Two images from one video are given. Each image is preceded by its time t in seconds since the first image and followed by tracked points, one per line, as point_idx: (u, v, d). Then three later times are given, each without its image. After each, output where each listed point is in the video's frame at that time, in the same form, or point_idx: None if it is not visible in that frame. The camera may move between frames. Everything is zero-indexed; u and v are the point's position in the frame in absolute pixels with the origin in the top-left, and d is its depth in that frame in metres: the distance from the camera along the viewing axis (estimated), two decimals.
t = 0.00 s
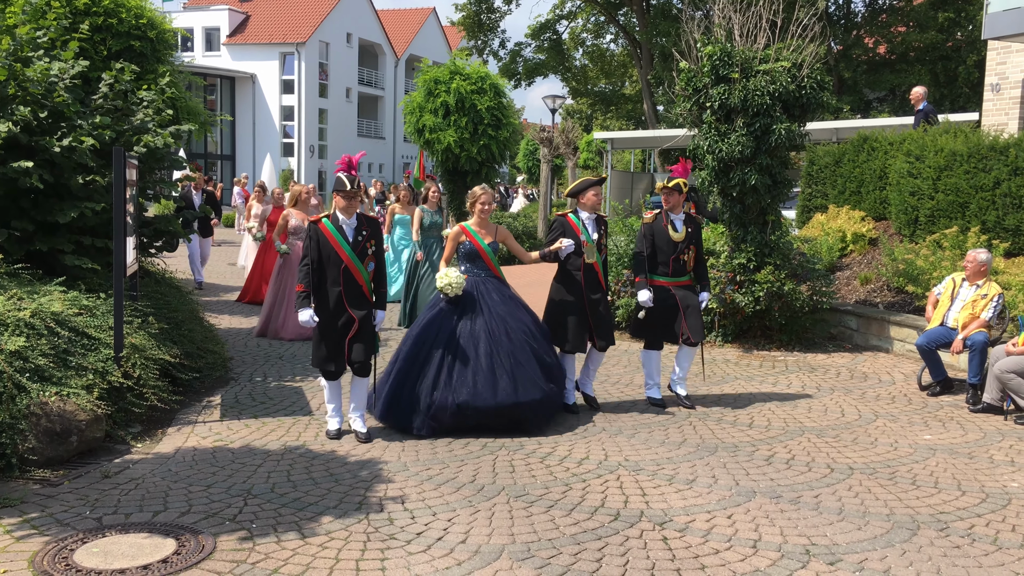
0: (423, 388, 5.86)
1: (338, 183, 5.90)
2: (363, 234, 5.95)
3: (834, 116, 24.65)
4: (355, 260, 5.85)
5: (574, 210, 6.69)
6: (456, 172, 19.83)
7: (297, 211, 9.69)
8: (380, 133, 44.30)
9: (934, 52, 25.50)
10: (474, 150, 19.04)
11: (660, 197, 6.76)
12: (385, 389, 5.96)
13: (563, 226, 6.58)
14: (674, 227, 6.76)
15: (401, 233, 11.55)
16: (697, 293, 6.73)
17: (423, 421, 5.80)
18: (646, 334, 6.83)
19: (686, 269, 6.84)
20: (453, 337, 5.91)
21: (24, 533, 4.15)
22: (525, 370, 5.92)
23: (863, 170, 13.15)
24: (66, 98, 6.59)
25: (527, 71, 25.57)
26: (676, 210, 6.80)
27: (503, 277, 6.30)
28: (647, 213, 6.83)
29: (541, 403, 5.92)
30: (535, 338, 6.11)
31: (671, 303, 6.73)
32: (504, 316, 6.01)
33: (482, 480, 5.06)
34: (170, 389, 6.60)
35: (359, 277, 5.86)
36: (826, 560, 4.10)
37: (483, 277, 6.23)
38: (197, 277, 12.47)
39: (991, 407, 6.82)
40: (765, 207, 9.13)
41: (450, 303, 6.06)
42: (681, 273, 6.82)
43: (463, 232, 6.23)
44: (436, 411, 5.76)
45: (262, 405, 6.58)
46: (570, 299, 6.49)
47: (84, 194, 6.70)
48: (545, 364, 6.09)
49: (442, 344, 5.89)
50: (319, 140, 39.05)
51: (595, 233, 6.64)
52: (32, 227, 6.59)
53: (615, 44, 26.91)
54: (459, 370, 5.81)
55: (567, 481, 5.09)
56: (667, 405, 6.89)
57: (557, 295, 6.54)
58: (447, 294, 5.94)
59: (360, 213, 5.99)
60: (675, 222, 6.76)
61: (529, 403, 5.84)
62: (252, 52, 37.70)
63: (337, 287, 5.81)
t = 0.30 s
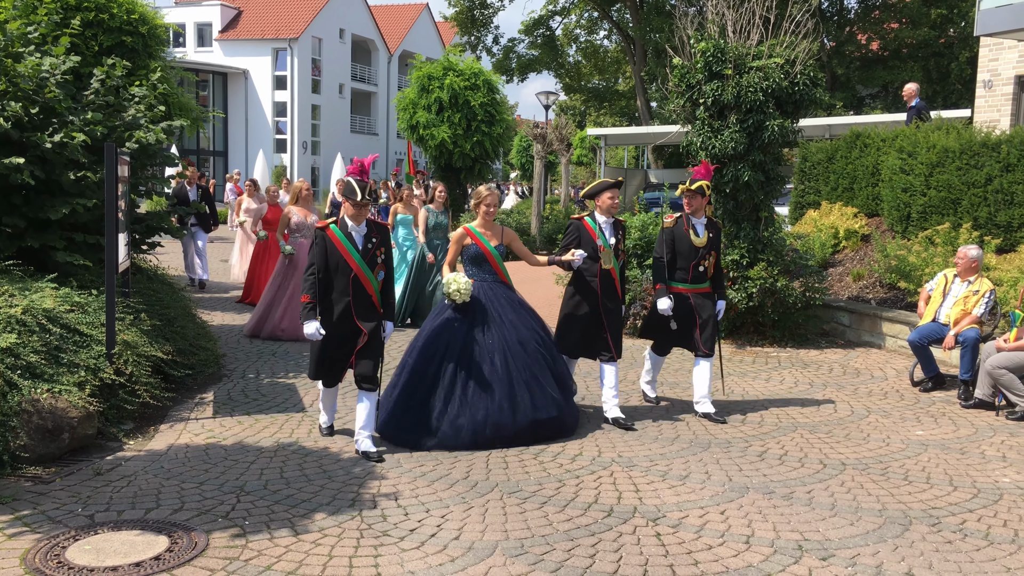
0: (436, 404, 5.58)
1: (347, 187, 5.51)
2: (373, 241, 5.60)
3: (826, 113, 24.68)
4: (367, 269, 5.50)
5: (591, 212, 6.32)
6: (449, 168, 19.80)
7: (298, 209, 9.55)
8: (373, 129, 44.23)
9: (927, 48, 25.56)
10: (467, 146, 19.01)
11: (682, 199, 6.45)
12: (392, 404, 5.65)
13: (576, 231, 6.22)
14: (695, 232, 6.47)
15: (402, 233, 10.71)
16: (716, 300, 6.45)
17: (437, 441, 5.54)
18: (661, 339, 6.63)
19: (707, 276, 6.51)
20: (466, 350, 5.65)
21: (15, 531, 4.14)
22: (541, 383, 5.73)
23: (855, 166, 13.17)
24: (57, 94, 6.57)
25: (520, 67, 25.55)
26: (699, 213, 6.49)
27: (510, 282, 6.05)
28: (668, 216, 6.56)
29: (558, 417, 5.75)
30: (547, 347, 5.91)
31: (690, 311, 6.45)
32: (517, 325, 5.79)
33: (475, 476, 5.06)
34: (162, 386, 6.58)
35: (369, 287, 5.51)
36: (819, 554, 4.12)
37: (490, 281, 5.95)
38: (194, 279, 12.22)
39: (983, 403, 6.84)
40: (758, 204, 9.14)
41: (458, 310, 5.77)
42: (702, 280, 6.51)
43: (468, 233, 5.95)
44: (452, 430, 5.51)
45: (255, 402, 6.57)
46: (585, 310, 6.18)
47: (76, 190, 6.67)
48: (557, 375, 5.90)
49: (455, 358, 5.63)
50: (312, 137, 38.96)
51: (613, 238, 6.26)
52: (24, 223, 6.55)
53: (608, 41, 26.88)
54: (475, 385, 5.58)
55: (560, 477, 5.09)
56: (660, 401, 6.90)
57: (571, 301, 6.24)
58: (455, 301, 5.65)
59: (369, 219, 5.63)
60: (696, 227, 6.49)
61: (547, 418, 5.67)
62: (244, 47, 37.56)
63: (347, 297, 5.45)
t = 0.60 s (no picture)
0: (441, 407, 5.27)
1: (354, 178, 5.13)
2: (381, 235, 5.24)
3: (818, 109, 24.74)
4: (375, 265, 5.16)
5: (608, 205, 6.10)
6: (442, 165, 19.78)
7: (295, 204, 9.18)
8: (366, 126, 44.17)
9: (918, 46, 25.61)
10: (460, 143, 19.00)
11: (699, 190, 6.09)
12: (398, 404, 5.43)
13: (592, 223, 6.02)
14: (714, 225, 6.12)
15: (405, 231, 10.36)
16: (733, 298, 6.14)
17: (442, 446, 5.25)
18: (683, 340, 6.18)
19: (726, 272, 6.16)
20: (475, 350, 5.35)
21: (7, 528, 4.13)
22: (554, 386, 5.43)
23: (847, 163, 13.22)
24: (48, 90, 6.53)
25: (513, 64, 25.55)
26: (718, 205, 6.14)
27: (518, 281, 5.75)
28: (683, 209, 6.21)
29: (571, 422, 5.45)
30: (559, 349, 5.62)
31: (707, 308, 6.08)
32: (528, 325, 5.51)
33: (469, 473, 5.06)
34: (154, 383, 6.57)
35: (379, 284, 5.17)
36: (810, 550, 4.14)
37: (499, 282, 5.66)
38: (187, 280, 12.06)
39: (973, 399, 6.88)
40: (750, 200, 9.14)
41: (466, 309, 5.49)
42: (721, 276, 6.15)
43: (475, 231, 5.66)
44: (459, 434, 5.22)
45: (247, 399, 6.56)
46: (598, 303, 5.91)
47: (67, 187, 6.64)
48: (570, 378, 5.61)
49: (462, 359, 5.32)
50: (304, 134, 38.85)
51: (629, 231, 6.01)
52: (14, 220, 6.52)
53: (601, 38, 26.87)
54: (483, 388, 5.28)
55: (554, 473, 5.10)
56: (653, 398, 6.92)
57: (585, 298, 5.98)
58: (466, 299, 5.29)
59: (377, 211, 5.26)
60: (714, 220, 6.13)
61: (560, 423, 5.37)
62: (236, 44, 37.42)
63: (355, 295, 5.09)
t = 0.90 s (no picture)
0: (451, 417, 5.00)
1: (355, 180, 4.86)
2: (385, 239, 4.96)
3: (810, 106, 24.79)
4: (379, 272, 4.87)
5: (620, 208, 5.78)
6: (435, 161, 19.75)
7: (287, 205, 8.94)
8: (358, 123, 44.09)
9: (910, 42, 25.68)
10: (452, 139, 18.97)
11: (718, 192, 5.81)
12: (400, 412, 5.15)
13: (604, 226, 5.70)
14: (733, 229, 5.83)
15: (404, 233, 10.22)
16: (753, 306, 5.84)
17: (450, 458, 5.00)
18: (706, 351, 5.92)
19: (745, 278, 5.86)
20: (487, 358, 5.08)
21: None
22: (570, 400, 5.15)
23: (838, 159, 13.25)
24: (38, 86, 6.50)
25: (505, 60, 25.53)
26: (736, 208, 5.87)
27: (536, 284, 5.51)
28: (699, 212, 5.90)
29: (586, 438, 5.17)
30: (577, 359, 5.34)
31: (727, 318, 5.78)
32: (545, 333, 5.24)
33: (462, 470, 5.06)
34: (145, 380, 6.54)
35: (383, 292, 4.88)
36: (802, 545, 4.15)
37: (515, 284, 5.42)
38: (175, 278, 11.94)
39: (964, 394, 6.91)
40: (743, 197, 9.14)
41: (480, 315, 5.23)
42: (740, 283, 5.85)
43: (491, 230, 5.41)
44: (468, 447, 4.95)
45: (239, 396, 6.54)
46: (616, 314, 5.60)
47: (57, 183, 6.60)
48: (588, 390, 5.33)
49: (474, 368, 5.06)
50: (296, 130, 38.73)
51: (645, 234, 5.72)
52: (4, 217, 6.48)
53: (593, 34, 26.85)
54: (496, 399, 5.00)
55: (547, 471, 5.10)
56: (646, 394, 6.92)
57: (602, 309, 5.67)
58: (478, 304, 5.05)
59: (378, 214, 4.99)
60: (732, 223, 5.85)
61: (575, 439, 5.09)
62: (228, 40, 37.26)
63: (358, 304, 4.81)
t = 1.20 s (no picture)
0: (470, 423, 4.72)
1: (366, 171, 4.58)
2: (395, 235, 4.71)
3: (803, 103, 24.84)
4: (389, 270, 4.63)
5: (641, 202, 5.58)
6: (428, 159, 19.64)
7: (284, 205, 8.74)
8: (351, 120, 44.02)
9: (902, 39, 25.79)
10: (445, 136, 18.94)
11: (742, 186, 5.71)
12: (419, 425, 4.89)
13: (625, 219, 5.48)
14: (756, 223, 5.73)
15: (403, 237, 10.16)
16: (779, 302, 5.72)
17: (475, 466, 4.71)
18: (721, 351, 5.73)
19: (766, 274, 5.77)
20: (504, 358, 4.84)
21: None
22: (595, 398, 4.89)
23: (831, 157, 13.29)
24: (29, 83, 6.44)
25: (498, 57, 25.52)
26: (757, 202, 5.77)
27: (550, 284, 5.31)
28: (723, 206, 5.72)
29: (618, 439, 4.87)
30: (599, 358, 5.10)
31: (753, 315, 5.66)
32: (561, 331, 5.02)
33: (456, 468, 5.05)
34: (138, 378, 6.52)
35: (392, 291, 4.63)
36: (795, 541, 4.17)
37: (529, 284, 5.21)
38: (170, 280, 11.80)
39: (956, 390, 6.93)
40: (736, 194, 9.16)
41: (492, 315, 5.00)
42: (761, 278, 5.76)
43: (506, 228, 5.23)
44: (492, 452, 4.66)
45: (232, 393, 6.53)
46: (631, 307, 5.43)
47: (49, 180, 6.58)
48: (614, 391, 5.06)
49: (491, 369, 4.81)
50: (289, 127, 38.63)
51: (666, 231, 5.51)
52: None
53: (586, 31, 26.85)
54: (517, 400, 4.73)
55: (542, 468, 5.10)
56: (640, 391, 6.94)
57: (615, 306, 5.48)
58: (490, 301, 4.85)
59: (389, 208, 4.73)
60: (756, 217, 5.74)
61: (604, 439, 4.79)
62: (220, 37, 37.12)
63: (366, 302, 4.57)
